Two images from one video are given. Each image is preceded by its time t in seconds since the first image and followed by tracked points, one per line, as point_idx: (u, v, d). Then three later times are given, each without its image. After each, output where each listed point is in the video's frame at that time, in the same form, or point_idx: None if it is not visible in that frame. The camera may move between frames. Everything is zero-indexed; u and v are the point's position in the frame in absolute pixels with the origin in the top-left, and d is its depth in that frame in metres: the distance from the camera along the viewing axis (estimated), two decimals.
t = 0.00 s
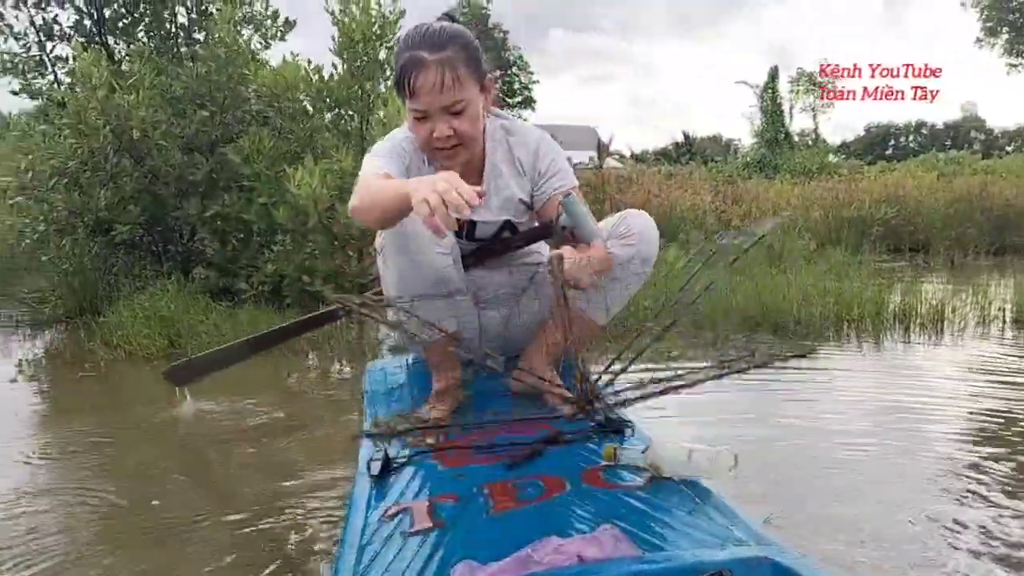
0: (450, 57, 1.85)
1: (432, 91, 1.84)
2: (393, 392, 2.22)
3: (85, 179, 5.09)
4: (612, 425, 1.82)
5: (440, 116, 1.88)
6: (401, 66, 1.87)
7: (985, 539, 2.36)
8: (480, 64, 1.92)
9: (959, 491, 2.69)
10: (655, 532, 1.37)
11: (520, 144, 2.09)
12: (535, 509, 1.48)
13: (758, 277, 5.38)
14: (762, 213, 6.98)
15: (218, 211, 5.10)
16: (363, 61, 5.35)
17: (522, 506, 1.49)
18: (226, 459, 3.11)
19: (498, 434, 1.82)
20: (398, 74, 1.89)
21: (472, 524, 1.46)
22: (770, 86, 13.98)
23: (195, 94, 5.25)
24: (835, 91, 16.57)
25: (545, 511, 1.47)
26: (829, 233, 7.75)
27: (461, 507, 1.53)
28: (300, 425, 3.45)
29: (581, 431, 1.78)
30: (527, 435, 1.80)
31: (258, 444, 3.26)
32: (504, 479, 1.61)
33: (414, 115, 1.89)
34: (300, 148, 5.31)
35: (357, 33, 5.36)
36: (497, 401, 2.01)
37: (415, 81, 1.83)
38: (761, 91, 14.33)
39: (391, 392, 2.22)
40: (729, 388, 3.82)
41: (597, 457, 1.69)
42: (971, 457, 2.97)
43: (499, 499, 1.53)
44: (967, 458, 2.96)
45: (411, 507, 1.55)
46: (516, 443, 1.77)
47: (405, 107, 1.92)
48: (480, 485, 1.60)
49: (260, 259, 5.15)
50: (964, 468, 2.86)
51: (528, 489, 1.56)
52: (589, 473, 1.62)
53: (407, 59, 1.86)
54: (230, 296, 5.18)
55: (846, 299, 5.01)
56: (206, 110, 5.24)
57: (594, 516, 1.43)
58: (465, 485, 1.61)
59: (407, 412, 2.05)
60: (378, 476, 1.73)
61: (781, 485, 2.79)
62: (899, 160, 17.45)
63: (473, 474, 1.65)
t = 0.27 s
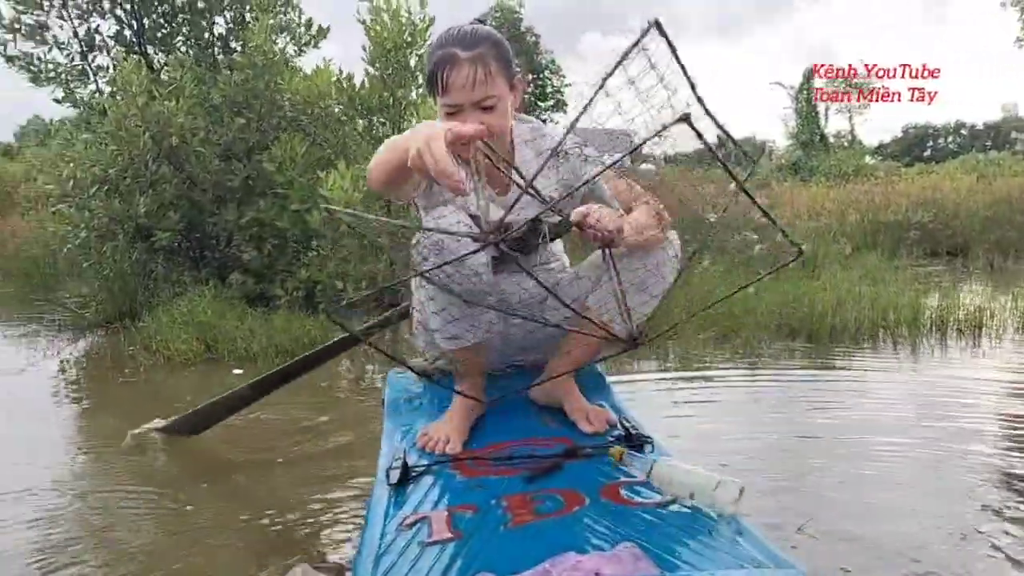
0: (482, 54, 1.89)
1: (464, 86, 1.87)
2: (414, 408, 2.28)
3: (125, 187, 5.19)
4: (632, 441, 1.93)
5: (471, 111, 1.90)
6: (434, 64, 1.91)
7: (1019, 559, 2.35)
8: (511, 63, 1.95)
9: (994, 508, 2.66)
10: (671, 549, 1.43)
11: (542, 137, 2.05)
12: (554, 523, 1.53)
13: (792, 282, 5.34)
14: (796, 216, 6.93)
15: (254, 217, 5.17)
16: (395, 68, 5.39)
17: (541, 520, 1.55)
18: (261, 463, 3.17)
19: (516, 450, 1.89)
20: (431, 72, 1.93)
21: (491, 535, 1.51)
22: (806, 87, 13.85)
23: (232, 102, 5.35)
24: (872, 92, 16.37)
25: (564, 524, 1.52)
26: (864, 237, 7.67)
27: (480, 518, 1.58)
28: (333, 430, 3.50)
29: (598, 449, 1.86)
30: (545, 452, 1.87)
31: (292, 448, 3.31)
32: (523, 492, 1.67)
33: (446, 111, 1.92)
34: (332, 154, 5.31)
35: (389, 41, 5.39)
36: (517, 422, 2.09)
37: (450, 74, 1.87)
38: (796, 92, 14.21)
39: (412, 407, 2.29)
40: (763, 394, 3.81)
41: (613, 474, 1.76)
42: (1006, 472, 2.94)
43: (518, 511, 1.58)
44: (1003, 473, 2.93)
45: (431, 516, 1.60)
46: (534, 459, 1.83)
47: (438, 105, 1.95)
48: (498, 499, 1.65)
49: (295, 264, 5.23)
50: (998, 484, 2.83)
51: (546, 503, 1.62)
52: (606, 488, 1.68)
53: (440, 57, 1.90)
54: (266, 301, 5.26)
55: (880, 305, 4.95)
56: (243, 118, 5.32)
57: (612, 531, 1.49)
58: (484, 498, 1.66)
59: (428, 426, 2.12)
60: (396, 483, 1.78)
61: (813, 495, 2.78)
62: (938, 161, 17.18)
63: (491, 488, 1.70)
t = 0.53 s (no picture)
0: (526, 54, 1.87)
1: (508, 85, 1.85)
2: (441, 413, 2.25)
3: (171, 199, 5.29)
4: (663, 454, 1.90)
5: (515, 110, 1.88)
6: (478, 64, 1.90)
7: None
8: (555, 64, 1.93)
9: None
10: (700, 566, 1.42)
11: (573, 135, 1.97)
12: (582, 534, 1.52)
13: (833, 287, 5.29)
14: (837, 220, 6.85)
15: (296, 228, 5.25)
16: (433, 79, 5.46)
17: (569, 531, 1.54)
18: (303, 472, 3.21)
19: (545, 459, 1.87)
20: (474, 73, 1.91)
21: (519, 546, 1.51)
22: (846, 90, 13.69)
23: (273, 114, 5.44)
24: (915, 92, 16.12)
25: (592, 536, 1.51)
26: (907, 240, 7.56)
27: (508, 528, 1.57)
28: (374, 438, 3.54)
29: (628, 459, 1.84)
30: (574, 463, 1.85)
31: (334, 457, 3.35)
32: (551, 503, 1.66)
33: (489, 111, 1.90)
34: (373, 165, 5.42)
35: (426, 52, 5.45)
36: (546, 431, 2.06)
37: (493, 73, 1.85)
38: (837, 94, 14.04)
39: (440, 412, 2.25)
40: (804, 401, 3.77)
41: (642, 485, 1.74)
42: None
43: (546, 523, 1.57)
44: None
45: (459, 525, 1.60)
46: (562, 469, 1.82)
47: (481, 106, 1.93)
48: (526, 509, 1.64)
49: (336, 273, 5.29)
50: None
51: (574, 514, 1.61)
52: (635, 501, 1.66)
53: (483, 57, 1.89)
54: (307, 311, 5.33)
55: (924, 310, 4.88)
56: (285, 129, 5.40)
57: (640, 544, 1.47)
58: (512, 508, 1.66)
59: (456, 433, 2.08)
60: (425, 491, 1.78)
61: (857, 505, 2.75)
62: (984, 162, 16.87)
63: (520, 498, 1.69)
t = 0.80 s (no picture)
0: (560, 66, 1.89)
1: (543, 96, 1.86)
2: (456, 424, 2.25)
3: (200, 214, 5.37)
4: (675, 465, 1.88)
5: (547, 121, 1.90)
6: (511, 74, 1.90)
7: None
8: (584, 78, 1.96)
9: None
10: None
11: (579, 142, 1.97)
12: (595, 546, 1.53)
13: (861, 294, 5.25)
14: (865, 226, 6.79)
15: (322, 240, 5.30)
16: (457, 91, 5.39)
17: (582, 542, 1.54)
18: (331, 482, 3.24)
19: (558, 469, 1.88)
20: (506, 82, 1.92)
21: (533, 556, 1.51)
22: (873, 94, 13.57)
23: (299, 128, 5.50)
24: (944, 96, 15.94)
25: (604, 548, 1.51)
26: (937, 246, 7.47)
27: (522, 539, 1.58)
28: (401, 448, 3.56)
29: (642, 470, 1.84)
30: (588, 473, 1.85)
31: (362, 467, 3.38)
32: (564, 513, 1.67)
33: (520, 120, 1.91)
34: (398, 177, 5.40)
35: (448, 65, 5.39)
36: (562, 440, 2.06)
37: (531, 84, 1.86)
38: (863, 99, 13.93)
39: (455, 423, 2.25)
40: (832, 409, 3.74)
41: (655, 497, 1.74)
42: None
43: (559, 533, 1.58)
44: None
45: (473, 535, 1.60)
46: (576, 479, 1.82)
47: (511, 114, 1.94)
48: (540, 519, 1.65)
49: (362, 284, 5.33)
50: None
51: (587, 526, 1.61)
52: (647, 511, 1.66)
53: (517, 67, 1.89)
54: (334, 322, 5.38)
55: (954, 318, 4.82)
56: (310, 144, 5.50)
57: (654, 556, 1.48)
58: (526, 518, 1.66)
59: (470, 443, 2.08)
60: (439, 501, 1.79)
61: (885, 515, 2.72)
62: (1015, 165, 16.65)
63: (534, 508, 1.70)
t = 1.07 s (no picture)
0: (545, 70, 1.89)
1: (528, 96, 1.85)
2: (448, 436, 2.22)
3: (202, 227, 5.39)
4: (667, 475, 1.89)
5: (531, 123, 1.88)
6: (496, 75, 1.89)
7: None
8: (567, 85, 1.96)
9: None
10: None
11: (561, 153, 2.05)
12: (590, 560, 1.52)
13: (863, 301, 5.25)
14: (867, 232, 6.80)
15: (324, 252, 5.31)
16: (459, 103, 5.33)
17: (575, 555, 1.54)
18: (333, 494, 3.24)
19: (550, 481, 1.87)
20: (492, 83, 1.91)
21: (526, 570, 1.50)
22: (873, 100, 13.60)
23: (300, 141, 5.52)
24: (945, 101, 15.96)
25: (599, 562, 1.51)
26: (940, 251, 7.47)
27: (514, 552, 1.57)
28: (403, 460, 3.56)
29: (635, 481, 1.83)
30: (580, 485, 1.84)
31: (364, 479, 3.38)
32: (557, 525, 1.66)
33: (503, 121, 1.89)
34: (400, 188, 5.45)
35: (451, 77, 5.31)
36: (555, 451, 2.04)
37: (514, 85, 1.85)
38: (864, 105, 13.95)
39: (446, 435, 2.23)
40: (835, 417, 3.74)
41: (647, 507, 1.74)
42: None
43: (552, 546, 1.57)
44: None
45: (465, 548, 1.59)
46: (568, 491, 1.81)
47: (493, 117, 1.92)
48: (532, 532, 1.64)
49: (364, 295, 5.34)
50: None
51: (580, 538, 1.61)
52: (639, 522, 1.66)
53: (503, 68, 1.89)
54: (337, 333, 5.39)
55: (957, 323, 4.82)
56: (311, 156, 5.52)
57: (648, 569, 1.48)
58: (518, 531, 1.65)
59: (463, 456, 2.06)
60: (430, 514, 1.77)
61: (888, 522, 2.72)
62: (1017, 170, 16.65)
63: (526, 520, 1.69)
